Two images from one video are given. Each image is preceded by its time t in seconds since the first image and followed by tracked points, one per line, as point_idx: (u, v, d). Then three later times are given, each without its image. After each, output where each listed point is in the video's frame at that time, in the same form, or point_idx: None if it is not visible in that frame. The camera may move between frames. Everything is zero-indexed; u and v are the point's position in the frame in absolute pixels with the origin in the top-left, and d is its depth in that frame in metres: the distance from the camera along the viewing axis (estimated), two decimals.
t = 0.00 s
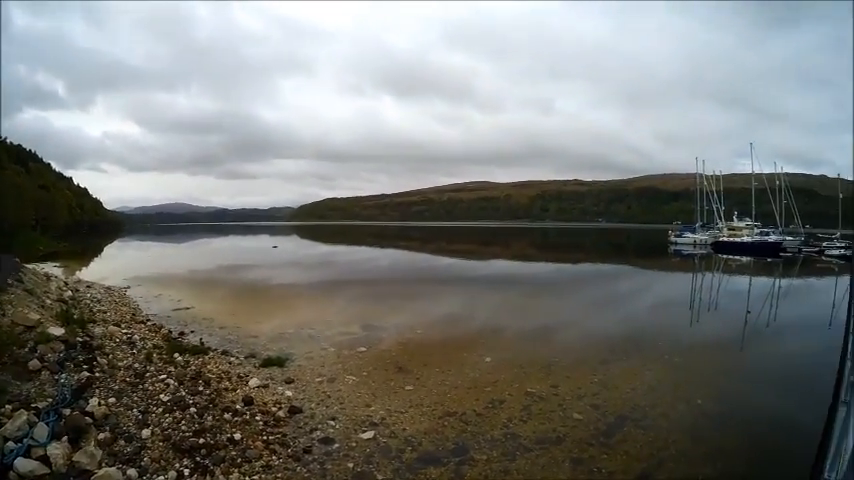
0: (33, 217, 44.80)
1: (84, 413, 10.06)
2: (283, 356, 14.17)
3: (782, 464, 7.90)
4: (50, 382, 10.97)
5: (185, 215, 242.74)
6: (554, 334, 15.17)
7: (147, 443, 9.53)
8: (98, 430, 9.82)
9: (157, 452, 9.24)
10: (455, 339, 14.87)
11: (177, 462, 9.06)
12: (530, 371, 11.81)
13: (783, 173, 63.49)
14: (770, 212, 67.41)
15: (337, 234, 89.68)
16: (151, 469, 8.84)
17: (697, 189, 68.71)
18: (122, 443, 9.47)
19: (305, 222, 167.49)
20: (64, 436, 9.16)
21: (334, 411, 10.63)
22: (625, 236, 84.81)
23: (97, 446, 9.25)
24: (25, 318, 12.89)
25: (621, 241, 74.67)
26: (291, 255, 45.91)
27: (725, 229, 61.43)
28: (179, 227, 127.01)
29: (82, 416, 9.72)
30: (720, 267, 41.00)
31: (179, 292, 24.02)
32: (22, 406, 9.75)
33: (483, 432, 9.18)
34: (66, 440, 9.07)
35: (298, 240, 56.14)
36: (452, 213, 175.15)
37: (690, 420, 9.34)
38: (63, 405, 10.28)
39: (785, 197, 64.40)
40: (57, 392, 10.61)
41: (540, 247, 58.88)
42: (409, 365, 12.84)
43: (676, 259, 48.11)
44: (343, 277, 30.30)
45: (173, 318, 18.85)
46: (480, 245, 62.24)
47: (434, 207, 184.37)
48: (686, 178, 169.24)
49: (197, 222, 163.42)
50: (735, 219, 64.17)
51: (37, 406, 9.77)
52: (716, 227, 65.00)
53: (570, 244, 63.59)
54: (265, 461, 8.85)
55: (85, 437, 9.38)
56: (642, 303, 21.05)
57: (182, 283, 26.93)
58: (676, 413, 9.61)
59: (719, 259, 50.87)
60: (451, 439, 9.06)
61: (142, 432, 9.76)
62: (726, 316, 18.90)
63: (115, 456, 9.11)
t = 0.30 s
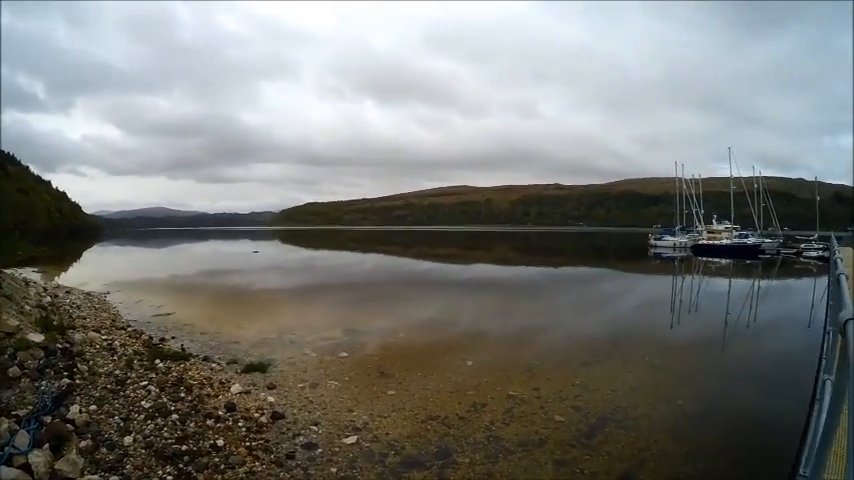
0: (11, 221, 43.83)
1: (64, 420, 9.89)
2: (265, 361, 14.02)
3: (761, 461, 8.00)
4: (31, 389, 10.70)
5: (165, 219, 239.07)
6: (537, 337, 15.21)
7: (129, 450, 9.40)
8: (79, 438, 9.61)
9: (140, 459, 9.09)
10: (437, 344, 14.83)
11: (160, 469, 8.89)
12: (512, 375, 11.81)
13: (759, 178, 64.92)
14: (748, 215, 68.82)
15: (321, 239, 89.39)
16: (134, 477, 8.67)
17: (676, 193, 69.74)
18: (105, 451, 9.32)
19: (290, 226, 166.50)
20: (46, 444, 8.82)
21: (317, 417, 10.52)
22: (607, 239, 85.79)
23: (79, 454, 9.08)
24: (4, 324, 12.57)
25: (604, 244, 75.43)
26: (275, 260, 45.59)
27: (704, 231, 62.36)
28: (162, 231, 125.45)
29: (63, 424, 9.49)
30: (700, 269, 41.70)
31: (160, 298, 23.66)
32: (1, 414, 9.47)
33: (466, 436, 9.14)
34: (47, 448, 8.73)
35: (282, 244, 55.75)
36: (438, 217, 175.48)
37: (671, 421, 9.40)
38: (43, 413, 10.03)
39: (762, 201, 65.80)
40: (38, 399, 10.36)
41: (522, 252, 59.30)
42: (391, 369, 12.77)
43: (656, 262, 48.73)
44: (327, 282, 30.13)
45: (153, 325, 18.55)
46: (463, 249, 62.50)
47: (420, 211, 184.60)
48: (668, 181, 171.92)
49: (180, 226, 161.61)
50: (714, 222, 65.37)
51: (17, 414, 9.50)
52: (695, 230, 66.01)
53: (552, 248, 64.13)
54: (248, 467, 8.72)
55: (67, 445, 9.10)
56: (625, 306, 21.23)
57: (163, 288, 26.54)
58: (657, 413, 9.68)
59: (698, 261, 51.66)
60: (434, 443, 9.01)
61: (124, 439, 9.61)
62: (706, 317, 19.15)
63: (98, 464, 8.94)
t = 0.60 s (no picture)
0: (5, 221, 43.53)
1: (57, 422, 9.86)
2: (259, 364, 13.96)
3: (753, 465, 8.03)
4: (24, 390, 10.67)
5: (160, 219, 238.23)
6: (531, 341, 15.20)
7: (123, 452, 9.35)
8: (72, 439, 9.56)
9: (133, 461, 9.04)
10: (431, 348, 14.79)
11: (152, 472, 8.86)
12: (506, 379, 11.80)
13: (753, 184, 65.18)
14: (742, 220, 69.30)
15: (316, 242, 89.26)
16: None
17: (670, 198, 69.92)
18: (98, 453, 9.27)
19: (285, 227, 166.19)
20: (39, 445, 8.81)
21: (310, 420, 10.49)
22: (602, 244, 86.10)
23: (72, 455, 9.03)
24: None
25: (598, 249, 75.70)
26: (271, 262, 45.50)
27: (698, 236, 62.52)
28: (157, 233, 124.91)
29: (56, 425, 9.43)
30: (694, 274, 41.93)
31: (154, 300, 23.54)
32: None
33: (460, 439, 9.13)
34: (41, 449, 8.73)
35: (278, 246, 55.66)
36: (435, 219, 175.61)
37: (665, 424, 9.41)
38: (36, 414, 9.99)
39: (755, 206, 66.32)
40: (31, 401, 10.32)
41: (516, 256, 59.41)
42: (385, 373, 12.75)
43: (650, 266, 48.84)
44: (322, 284, 30.08)
45: (147, 327, 18.46)
46: (458, 253, 62.55)
47: (416, 214, 184.66)
48: (663, 186, 173.09)
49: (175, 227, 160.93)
50: (707, 228, 65.82)
51: (10, 415, 9.47)
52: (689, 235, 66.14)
53: (546, 253, 64.21)
54: (241, 471, 8.67)
55: (61, 447, 9.07)
56: (619, 310, 21.27)
57: (158, 290, 26.42)
58: (651, 417, 9.68)
59: (692, 266, 51.79)
60: (428, 446, 8.99)
61: (117, 442, 9.56)
62: (700, 322, 19.17)
63: (90, 466, 8.89)
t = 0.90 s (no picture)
0: None
1: (45, 424, 9.74)
2: (248, 364, 13.88)
3: (740, 461, 8.09)
4: (11, 392, 10.56)
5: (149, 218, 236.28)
6: (520, 341, 15.23)
7: (112, 454, 9.28)
8: (61, 441, 9.47)
9: (122, 463, 8.97)
10: (420, 347, 14.76)
11: (142, 473, 8.80)
12: (494, 378, 11.79)
13: (740, 184, 65.79)
14: (730, 220, 69.99)
15: (306, 242, 88.94)
16: None
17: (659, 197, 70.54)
18: (87, 454, 9.19)
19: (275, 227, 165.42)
20: (28, 448, 8.75)
21: (299, 420, 10.43)
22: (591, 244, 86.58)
23: (61, 457, 8.94)
24: None
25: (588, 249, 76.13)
26: (261, 262, 45.28)
27: (686, 236, 62.92)
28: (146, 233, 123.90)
29: (44, 427, 9.34)
30: (682, 274, 42.28)
31: (143, 300, 23.34)
32: None
33: (449, 438, 9.12)
34: (29, 451, 8.65)
35: (268, 246, 55.36)
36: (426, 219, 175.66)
37: (653, 423, 9.44)
38: (24, 416, 9.88)
39: (742, 207, 67.05)
40: (19, 403, 10.22)
41: (505, 255, 59.58)
42: (374, 373, 12.70)
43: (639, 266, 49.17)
44: (312, 285, 29.97)
45: (136, 327, 18.31)
46: (447, 253, 62.56)
47: (408, 214, 184.63)
48: (652, 186, 174.56)
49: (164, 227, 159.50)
50: (695, 228, 66.41)
51: None
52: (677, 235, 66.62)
53: (535, 253, 64.35)
54: (231, 471, 8.62)
55: (49, 449, 8.99)
56: (608, 310, 21.38)
57: (146, 290, 26.19)
58: (638, 415, 9.72)
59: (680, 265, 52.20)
60: (417, 446, 8.97)
61: (107, 443, 9.49)
62: (689, 321, 19.27)
63: (80, 468, 8.81)
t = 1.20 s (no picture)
0: None
1: (28, 432, 9.57)
2: (232, 369, 13.73)
3: (722, 456, 8.16)
4: None
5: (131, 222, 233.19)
6: (505, 341, 15.27)
7: (96, 461, 9.14)
8: (45, 449, 9.31)
9: (106, 470, 8.83)
10: (405, 349, 14.72)
11: None
12: (478, 379, 11.80)
13: (720, 183, 66.79)
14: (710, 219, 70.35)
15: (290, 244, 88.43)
16: None
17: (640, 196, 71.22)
18: (71, 462, 9.04)
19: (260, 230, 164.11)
20: (11, 457, 8.59)
21: (284, 423, 10.34)
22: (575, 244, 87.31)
23: (45, 466, 8.80)
24: None
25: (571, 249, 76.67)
26: (245, 266, 44.89)
27: (668, 235, 63.68)
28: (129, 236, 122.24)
29: (28, 436, 9.18)
30: (664, 271, 42.77)
31: (125, 306, 23.00)
32: None
33: (435, 439, 9.10)
34: (11, 460, 8.49)
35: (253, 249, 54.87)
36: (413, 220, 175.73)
37: (637, 419, 9.51)
38: (6, 425, 9.70)
39: (722, 205, 68.17)
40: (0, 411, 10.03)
41: (489, 256, 59.82)
42: (359, 375, 12.65)
43: (621, 265, 49.67)
44: (297, 288, 29.77)
45: (119, 333, 18.05)
46: (431, 254, 62.69)
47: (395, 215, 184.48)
48: (634, 186, 176.95)
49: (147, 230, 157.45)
50: (677, 226, 67.35)
51: None
52: (658, 233, 67.41)
53: (519, 253, 64.68)
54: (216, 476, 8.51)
55: (33, 458, 8.83)
56: (592, 309, 21.55)
57: (129, 295, 25.81)
58: (622, 412, 9.77)
59: (662, 264, 52.82)
60: (403, 447, 8.94)
61: (91, 451, 9.34)
62: (671, 319, 19.47)
63: (63, 476, 8.67)
